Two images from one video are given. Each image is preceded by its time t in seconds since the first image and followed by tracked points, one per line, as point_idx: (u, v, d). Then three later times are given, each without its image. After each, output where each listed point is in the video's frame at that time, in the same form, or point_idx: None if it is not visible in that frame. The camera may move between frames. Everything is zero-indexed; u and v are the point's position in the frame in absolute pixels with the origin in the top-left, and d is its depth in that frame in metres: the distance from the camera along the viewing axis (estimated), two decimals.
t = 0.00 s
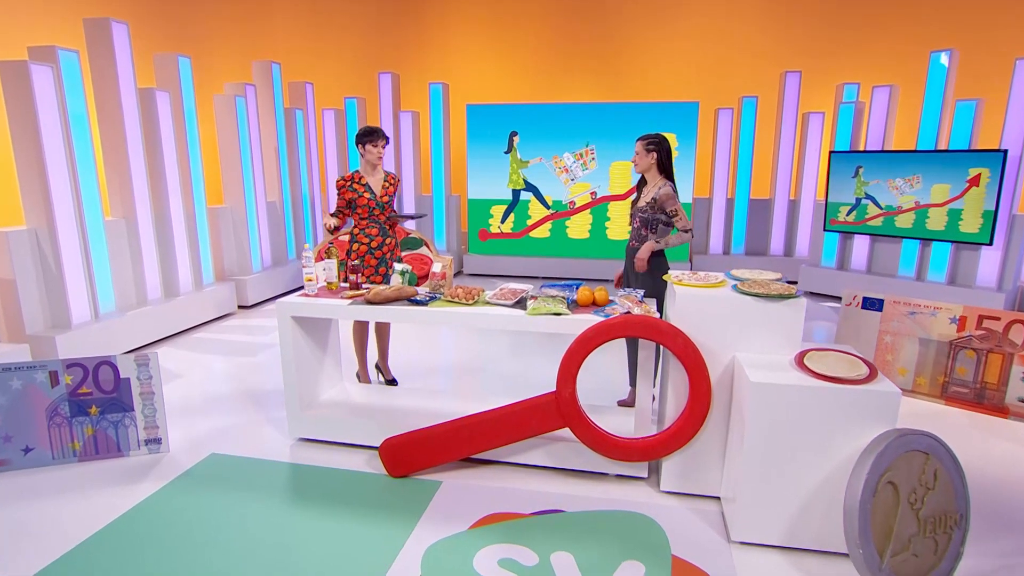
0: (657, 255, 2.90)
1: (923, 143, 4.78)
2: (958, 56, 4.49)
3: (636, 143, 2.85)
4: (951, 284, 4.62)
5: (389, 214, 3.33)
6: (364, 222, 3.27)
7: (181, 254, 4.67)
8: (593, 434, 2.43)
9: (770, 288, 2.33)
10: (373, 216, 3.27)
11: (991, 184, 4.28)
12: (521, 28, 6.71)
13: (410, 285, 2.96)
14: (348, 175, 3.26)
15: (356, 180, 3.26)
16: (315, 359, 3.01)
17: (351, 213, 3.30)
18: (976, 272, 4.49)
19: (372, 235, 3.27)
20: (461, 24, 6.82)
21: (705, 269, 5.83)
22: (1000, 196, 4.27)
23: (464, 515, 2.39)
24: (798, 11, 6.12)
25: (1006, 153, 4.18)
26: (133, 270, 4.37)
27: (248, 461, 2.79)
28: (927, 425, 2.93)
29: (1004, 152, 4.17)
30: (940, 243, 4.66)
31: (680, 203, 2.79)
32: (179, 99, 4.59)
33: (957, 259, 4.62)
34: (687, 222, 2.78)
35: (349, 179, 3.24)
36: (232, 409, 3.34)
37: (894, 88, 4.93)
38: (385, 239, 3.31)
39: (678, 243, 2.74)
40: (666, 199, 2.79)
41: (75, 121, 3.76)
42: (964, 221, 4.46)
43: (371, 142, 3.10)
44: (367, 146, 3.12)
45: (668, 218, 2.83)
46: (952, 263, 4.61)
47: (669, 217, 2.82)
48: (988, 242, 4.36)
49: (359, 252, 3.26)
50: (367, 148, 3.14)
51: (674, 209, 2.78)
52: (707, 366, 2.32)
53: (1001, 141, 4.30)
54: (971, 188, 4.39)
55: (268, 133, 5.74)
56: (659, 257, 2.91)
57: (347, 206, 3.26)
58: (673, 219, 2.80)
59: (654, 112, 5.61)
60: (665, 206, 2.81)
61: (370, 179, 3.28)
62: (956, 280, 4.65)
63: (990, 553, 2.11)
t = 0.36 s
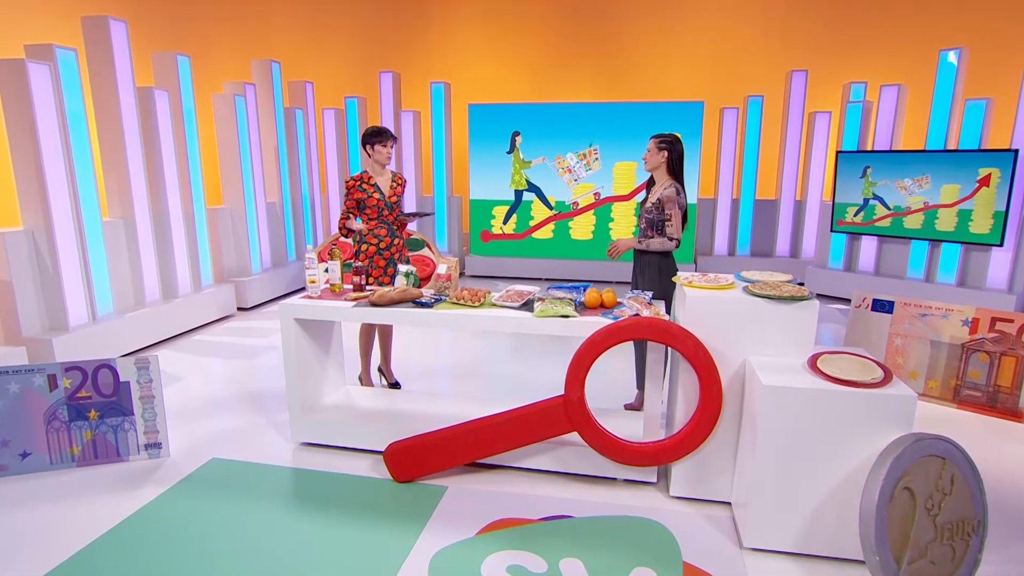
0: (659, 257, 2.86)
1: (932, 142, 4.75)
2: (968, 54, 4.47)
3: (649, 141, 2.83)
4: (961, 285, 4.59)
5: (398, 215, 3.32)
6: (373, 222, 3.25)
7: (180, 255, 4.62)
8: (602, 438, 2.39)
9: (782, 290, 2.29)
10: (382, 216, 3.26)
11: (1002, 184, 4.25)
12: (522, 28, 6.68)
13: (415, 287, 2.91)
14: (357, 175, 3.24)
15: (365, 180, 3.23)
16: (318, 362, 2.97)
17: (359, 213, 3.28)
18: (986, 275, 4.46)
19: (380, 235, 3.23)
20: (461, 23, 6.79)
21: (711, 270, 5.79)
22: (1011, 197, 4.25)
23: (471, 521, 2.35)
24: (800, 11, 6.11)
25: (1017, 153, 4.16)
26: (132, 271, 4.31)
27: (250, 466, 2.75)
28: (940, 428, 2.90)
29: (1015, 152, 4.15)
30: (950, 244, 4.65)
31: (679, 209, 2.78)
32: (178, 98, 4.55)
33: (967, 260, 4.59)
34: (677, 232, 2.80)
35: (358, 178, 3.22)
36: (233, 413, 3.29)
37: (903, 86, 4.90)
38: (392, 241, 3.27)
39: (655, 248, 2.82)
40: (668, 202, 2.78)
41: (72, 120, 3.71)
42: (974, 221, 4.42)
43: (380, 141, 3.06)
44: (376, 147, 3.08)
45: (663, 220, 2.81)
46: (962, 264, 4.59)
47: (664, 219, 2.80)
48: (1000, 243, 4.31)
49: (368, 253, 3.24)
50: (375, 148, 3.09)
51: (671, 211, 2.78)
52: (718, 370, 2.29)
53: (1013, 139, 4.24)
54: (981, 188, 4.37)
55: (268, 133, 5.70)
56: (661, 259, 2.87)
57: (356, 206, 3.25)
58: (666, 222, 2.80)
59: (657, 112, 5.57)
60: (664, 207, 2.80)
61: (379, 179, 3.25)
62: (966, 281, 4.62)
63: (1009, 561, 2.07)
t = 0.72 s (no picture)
0: (668, 258, 2.83)
1: (940, 142, 4.73)
2: (977, 53, 4.44)
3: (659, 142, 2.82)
4: (971, 287, 4.55)
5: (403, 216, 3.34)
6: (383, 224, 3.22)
7: (179, 257, 4.57)
8: (611, 442, 2.35)
9: (794, 292, 2.25)
10: (391, 217, 3.25)
11: (1012, 184, 4.27)
12: (524, 28, 6.66)
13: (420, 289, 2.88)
14: (366, 175, 3.19)
15: (375, 180, 3.20)
16: (321, 365, 2.92)
17: (368, 215, 3.21)
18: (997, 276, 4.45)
19: (390, 237, 3.22)
20: (462, 22, 6.77)
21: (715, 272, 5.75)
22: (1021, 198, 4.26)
23: (478, 527, 2.31)
24: (803, 12, 6.09)
25: None
26: (130, 273, 4.26)
27: (252, 471, 2.70)
28: (953, 432, 2.86)
29: None
30: (959, 245, 4.64)
31: (688, 209, 2.74)
32: (177, 98, 4.50)
33: (977, 261, 4.55)
34: (687, 233, 2.76)
35: (368, 179, 3.17)
36: (234, 417, 3.25)
37: (911, 86, 4.88)
38: (401, 241, 3.28)
39: (665, 249, 2.80)
40: (677, 203, 2.75)
41: (70, 119, 3.66)
42: (984, 222, 4.41)
43: (388, 142, 3.06)
44: (384, 147, 3.08)
45: (672, 221, 2.78)
46: (972, 266, 4.56)
47: (673, 220, 2.78)
48: (1011, 244, 4.31)
49: (379, 256, 3.22)
50: (383, 149, 3.09)
51: (679, 213, 2.74)
52: (729, 373, 2.25)
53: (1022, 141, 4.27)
54: (991, 188, 4.38)
55: (267, 134, 5.66)
56: (669, 259, 2.83)
57: (366, 207, 3.18)
58: (674, 224, 2.76)
59: (660, 113, 5.54)
60: (672, 208, 2.77)
61: (386, 179, 3.27)
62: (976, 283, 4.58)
63: None
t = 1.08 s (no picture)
0: (678, 260, 2.80)
1: (949, 142, 4.70)
2: (986, 52, 4.44)
3: (665, 143, 2.77)
4: (981, 289, 4.53)
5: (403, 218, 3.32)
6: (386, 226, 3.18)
7: (178, 258, 4.52)
8: (620, 447, 2.32)
9: (806, 294, 2.22)
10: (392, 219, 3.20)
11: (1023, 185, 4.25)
12: (525, 28, 6.63)
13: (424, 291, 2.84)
14: (370, 174, 3.14)
15: (379, 179, 3.16)
16: (324, 369, 2.88)
17: (371, 215, 3.15)
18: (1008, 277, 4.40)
19: (392, 240, 3.21)
20: (463, 22, 6.74)
21: (719, 274, 5.72)
22: None
23: (485, 534, 2.26)
24: (806, 12, 6.08)
25: None
26: (127, 275, 4.21)
27: (254, 477, 2.66)
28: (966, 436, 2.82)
29: None
30: (968, 247, 4.59)
31: (695, 209, 2.71)
32: (176, 97, 4.45)
33: (987, 263, 4.52)
34: (691, 234, 2.72)
35: (372, 177, 3.12)
36: (235, 421, 3.20)
37: (919, 85, 4.86)
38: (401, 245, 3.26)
39: (668, 247, 2.76)
40: (686, 202, 2.72)
41: (68, 119, 3.62)
42: (994, 224, 4.38)
43: (391, 142, 3.03)
44: (387, 147, 3.05)
45: (677, 221, 2.74)
46: (982, 267, 4.53)
47: (680, 220, 2.74)
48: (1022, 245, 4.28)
49: (379, 259, 3.20)
50: (386, 149, 3.06)
51: (687, 213, 2.71)
52: (740, 377, 2.22)
53: None
54: (1001, 189, 4.35)
55: (266, 134, 5.62)
56: (679, 261, 2.81)
57: (369, 207, 3.13)
58: (681, 223, 2.73)
59: (662, 113, 5.51)
60: (679, 207, 2.74)
61: (389, 179, 3.22)
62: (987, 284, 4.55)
63: None
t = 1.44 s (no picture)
0: (692, 262, 2.77)
1: (959, 141, 4.67)
2: (995, 51, 4.39)
3: (665, 148, 2.72)
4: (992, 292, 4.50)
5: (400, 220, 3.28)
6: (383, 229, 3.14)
7: (177, 260, 4.47)
8: (629, 453, 2.28)
9: (819, 297, 2.19)
10: (389, 221, 3.16)
11: None
12: (526, 28, 6.61)
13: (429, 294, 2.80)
14: (366, 175, 3.10)
15: (375, 181, 3.11)
16: (328, 373, 2.84)
17: (366, 216, 3.11)
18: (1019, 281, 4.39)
19: (387, 243, 3.17)
20: (463, 22, 6.71)
21: (724, 276, 5.68)
22: None
23: (492, 541, 2.22)
24: (808, 13, 6.07)
25: None
26: (126, 277, 4.16)
27: (256, 483, 2.62)
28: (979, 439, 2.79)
29: None
30: (979, 248, 4.57)
31: (698, 206, 2.69)
32: (175, 96, 4.40)
33: (998, 265, 4.50)
34: (696, 231, 2.70)
35: (369, 178, 3.08)
36: (237, 426, 3.16)
37: (928, 85, 4.83)
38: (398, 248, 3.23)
39: (671, 241, 2.72)
40: (688, 200, 2.70)
41: (66, 119, 3.57)
42: (1006, 225, 4.37)
43: (389, 142, 2.98)
44: (386, 147, 3.01)
45: (681, 219, 2.72)
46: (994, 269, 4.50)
47: (683, 219, 2.72)
48: None
49: (375, 262, 3.16)
50: (384, 149, 3.02)
51: (691, 211, 2.69)
52: (752, 381, 2.18)
53: None
54: (1012, 191, 4.33)
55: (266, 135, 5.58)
56: (693, 262, 2.78)
57: (365, 209, 3.09)
58: (686, 222, 2.70)
59: (665, 114, 5.49)
60: (682, 205, 2.72)
61: (385, 180, 3.18)
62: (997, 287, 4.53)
63: None
